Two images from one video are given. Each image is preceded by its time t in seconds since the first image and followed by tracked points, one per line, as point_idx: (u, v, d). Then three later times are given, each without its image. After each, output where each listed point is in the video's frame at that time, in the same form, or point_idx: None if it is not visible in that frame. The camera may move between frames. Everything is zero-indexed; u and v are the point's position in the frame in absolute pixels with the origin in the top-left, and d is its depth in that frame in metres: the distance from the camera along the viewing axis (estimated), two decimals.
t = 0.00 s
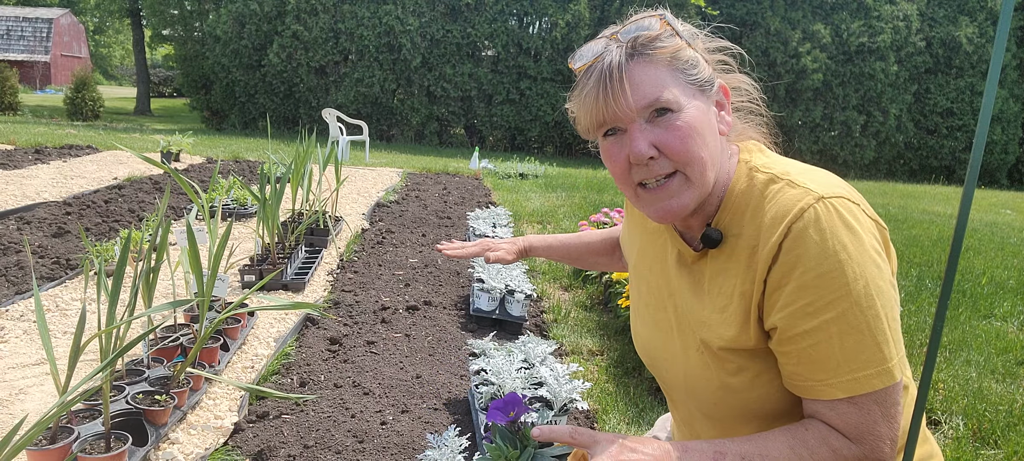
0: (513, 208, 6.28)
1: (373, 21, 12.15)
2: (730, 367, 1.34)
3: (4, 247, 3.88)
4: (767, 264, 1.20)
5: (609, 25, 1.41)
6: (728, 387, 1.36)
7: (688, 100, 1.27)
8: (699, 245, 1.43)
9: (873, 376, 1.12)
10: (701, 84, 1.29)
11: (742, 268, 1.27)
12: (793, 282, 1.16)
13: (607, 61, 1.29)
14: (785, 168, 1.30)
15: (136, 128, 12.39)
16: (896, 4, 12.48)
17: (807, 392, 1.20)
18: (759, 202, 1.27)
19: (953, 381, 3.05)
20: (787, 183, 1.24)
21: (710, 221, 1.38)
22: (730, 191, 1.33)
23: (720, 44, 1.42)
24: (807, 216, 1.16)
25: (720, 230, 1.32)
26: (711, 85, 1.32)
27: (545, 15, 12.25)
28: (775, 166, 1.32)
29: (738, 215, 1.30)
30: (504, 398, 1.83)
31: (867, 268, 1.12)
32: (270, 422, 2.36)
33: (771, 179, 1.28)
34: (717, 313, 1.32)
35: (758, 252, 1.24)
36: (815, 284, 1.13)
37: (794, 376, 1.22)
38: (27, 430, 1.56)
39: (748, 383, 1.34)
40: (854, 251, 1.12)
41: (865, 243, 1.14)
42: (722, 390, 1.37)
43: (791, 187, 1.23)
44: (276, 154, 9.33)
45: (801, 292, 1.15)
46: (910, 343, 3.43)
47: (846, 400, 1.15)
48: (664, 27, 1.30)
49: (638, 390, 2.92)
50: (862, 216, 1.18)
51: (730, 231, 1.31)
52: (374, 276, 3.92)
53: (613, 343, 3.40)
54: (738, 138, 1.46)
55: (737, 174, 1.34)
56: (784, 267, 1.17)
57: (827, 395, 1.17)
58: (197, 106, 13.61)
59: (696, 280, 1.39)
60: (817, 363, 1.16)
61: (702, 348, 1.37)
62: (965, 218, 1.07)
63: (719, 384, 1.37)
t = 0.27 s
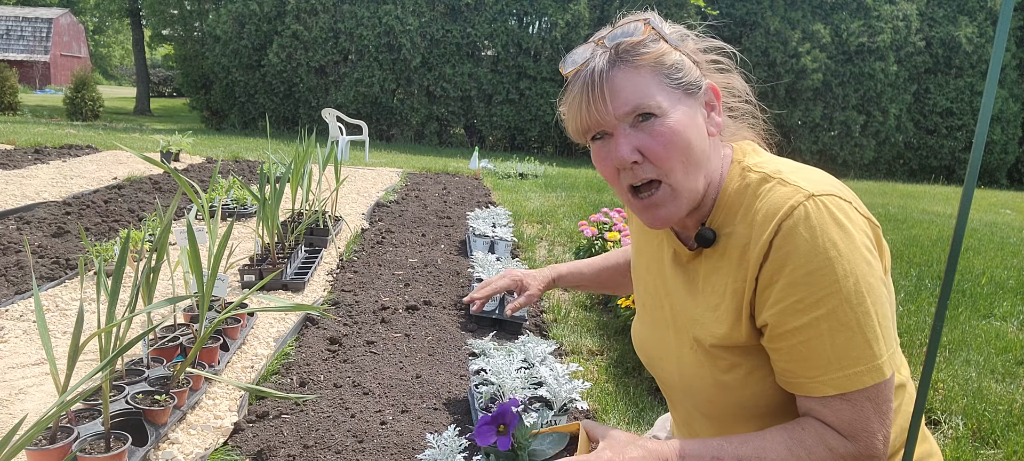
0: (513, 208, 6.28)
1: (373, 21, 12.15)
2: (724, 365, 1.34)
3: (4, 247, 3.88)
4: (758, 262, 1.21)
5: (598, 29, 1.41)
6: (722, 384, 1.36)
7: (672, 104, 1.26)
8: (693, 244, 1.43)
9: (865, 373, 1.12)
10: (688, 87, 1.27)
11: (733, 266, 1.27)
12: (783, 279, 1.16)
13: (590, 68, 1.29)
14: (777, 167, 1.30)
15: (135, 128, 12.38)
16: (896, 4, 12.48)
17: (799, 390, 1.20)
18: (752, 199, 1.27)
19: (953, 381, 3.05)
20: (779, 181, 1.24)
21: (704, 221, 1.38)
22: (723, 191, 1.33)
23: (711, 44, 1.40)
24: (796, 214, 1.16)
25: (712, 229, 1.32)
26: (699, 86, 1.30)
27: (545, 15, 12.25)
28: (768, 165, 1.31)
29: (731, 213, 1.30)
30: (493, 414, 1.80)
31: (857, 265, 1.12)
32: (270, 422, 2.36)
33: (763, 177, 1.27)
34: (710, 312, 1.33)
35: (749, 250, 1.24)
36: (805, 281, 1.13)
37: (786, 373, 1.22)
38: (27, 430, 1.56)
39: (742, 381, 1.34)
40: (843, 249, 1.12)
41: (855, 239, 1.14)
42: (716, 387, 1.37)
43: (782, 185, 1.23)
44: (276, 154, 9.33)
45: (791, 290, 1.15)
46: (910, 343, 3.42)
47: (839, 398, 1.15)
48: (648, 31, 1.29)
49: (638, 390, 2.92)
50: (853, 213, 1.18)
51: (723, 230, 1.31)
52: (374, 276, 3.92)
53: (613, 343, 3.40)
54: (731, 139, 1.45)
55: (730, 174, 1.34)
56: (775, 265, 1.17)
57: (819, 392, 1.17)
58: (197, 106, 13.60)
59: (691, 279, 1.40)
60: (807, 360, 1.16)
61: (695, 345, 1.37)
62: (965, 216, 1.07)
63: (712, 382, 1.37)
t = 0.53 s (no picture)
0: (513, 208, 6.27)
1: (373, 21, 12.15)
2: (717, 374, 1.35)
3: (5, 247, 3.88)
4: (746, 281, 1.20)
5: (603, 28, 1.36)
6: (710, 388, 1.38)
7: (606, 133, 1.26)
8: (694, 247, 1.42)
9: (851, 395, 1.12)
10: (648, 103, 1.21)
11: (723, 279, 1.27)
12: (770, 301, 1.16)
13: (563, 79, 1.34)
14: (778, 179, 1.27)
15: (135, 128, 12.38)
16: (896, 4, 12.48)
17: (788, 407, 1.21)
18: (746, 214, 1.25)
19: (953, 381, 3.05)
20: (774, 197, 1.22)
21: (701, 226, 1.37)
22: (722, 201, 1.31)
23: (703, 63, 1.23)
24: (785, 236, 1.14)
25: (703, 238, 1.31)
26: (644, 117, 1.22)
27: (545, 15, 12.24)
28: (769, 175, 1.28)
29: (726, 224, 1.29)
30: (495, 399, 1.97)
31: (847, 290, 1.10)
32: (270, 422, 2.36)
33: (761, 191, 1.25)
34: (703, 323, 1.33)
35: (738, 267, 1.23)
36: (791, 303, 1.13)
37: (774, 390, 1.23)
38: (27, 429, 1.56)
39: (735, 389, 1.35)
40: (832, 275, 1.10)
41: (848, 263, 1.11)
42: (707, 391, 1.39)
43: (776, 201, 1.21)
44: (276, 154, 9.33)
45: (778, 312, 1.15)
46: (910, 343, 3.42)
47: (831, 418, 1.15)
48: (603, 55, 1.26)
49: (638, 390, 2.92)
50: (848, 233, 1.15)
51: (718, 242, 1.30)
52: (374, 276, 3.92)
53: (613, 343, 3.39)
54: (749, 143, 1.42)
55: (731, 183, 1.30)
56: (762, 287, 1.17)
57: (805, 412, 1.18)
58: (197, 106, 13.59)
59: (686, 286, 1.39)
60: (795, 381, 1.17)
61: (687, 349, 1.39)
62: (966, 218, 1.07)
63: (701, 384, 1.39)
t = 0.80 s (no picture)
0: (513, 208, 6.28)
1: (373, 21, 12.15)
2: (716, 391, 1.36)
3: (4, 247, 3.88)
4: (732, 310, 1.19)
5: (579, 49, 1.36)
6: (707, 399, 1.39)
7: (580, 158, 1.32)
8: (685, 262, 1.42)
9: (848, 414, 1.12)
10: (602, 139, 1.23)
11: (710, 302, 1.27)
12: (757, 330, 1.15)
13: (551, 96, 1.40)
14: (765, 198, 1.26)
15: (135, 128, 12.38)
16: (896, 4, 12.48)
17: (786, 428, 1.21)
18: (731, 236, 1.24)
19: (953, 381, 3.05)
20: (759, 220, 1.21)
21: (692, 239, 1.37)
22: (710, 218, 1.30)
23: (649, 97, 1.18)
24: (768, 264, 1.13)
25: (689, 257, 1.32)
26: (604, 150, 1.24)
27: (545, 15, 12.25)
28: (756, 193, 1.27)
29: (712, 243, 1.29)
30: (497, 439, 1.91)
31: (834, 315, 1.09)
32: (270, 422, 2.36)
33: (746, 213, 1.24)
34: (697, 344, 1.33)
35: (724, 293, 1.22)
36: (778, 331, 1.12)
37: (771, 412, 1.23)
38: (27, 429, 1.56)
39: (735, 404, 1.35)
40: (817, 301, 1.09)
41: (834, 288, 1.10)
42: (705, 403, 1.40)
43: (761, 224, 1.20)
44: (276, 154, 9.33)
45: (766, 341, 1.14)
46: (910, 343, 3.42)
47: (831, 434, 1.15)
48: (561, 88, 1.29)
49: (639, 390, 2.92)
50: (832, 255, 1.13)
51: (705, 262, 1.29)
52: (374, 276, 3.92)
53: (613, 343, 3.39)
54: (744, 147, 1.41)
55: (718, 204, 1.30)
56: (748, 316, 1.16)
57: (803, 432, 1.18)
58: (197, 106, 13.59)
59: (678, 304, 1.39)
60: (790, 405, 1.16)
61: (683, 364, 1.40)
62: (966, 218, 1.07)
63: (698, 396, 1.40)
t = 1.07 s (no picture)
0: (513, 208, 6.28)
1: (373, 21, 12.15)
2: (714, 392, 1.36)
3: (5, 247, 3.88)
4: (728, 311, 1.19)
5: (574, 51, 1.36)
6: (706, 402, 1.39)
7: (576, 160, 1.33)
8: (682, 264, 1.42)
9: (849, 416, 1.12)
10: (595, 144, 1.24)
11: (707, 303, 1.27)
12: (755, 332, 1.15)
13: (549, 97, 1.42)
14: (761, 198, 1.26)
15: (135, 128, 12.38)
16: (896, 4, 12.47)
17: (787, 430, 1.21)
18: (728, 237, 1.24)
19: (953, 381, 3.05)
20: (756, 220, 1.21)
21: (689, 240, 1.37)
22: (707, 220, 1.31)
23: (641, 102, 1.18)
24: (765, 265, 1.13)
25: (687, 259, 1.32)
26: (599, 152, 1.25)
27: (545, 15, 12.24)
28: (752, 194, 1.27)
29: (709, 244, 1.29)
30: (500, 438, 1.92)
31: (833, 315, 1.09)
32: (270, 422, 2.36)
33: (743, 214, 1.24)
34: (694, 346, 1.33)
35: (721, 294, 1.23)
36: (777, 332, 1.12)
37: (772, 414, 1.22)
38: (27, 429, 1.56)
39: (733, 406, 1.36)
40: (815, 302, 1.09)
41: (831, 288, 1.10)
42: (704, 405, 1.40)
43: (757, 225, 1.20)
44: (276, 154, 9.33)
45: (765, 343, 1.14)
46: (910, 343, 3.42)
47: (831, 437, 1.15)
48: (556, 91, 1.30)
49: (639, 390, 2.92)
50: (831, 256, 1.13)
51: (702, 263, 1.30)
52: (374, 276, 3.92)
53: (613, 343, 3.39)
54: (741, 148, 1.41)
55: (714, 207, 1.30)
56: (745, 318, 1.16)
57: (805, 435, 1.18)
58: (197, 106, 13.59)
59: (676, 306, 1.39)
60: (791, 407, 1.16)
61: (681, 366, 1.40)
62: (965, 218, 1.07)
63: (698, 399, 1.40)
